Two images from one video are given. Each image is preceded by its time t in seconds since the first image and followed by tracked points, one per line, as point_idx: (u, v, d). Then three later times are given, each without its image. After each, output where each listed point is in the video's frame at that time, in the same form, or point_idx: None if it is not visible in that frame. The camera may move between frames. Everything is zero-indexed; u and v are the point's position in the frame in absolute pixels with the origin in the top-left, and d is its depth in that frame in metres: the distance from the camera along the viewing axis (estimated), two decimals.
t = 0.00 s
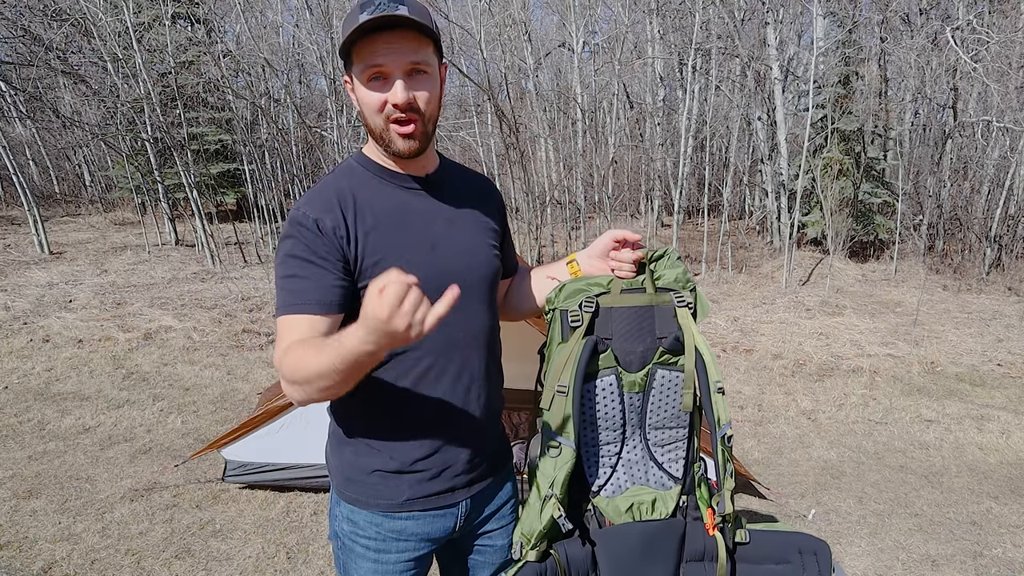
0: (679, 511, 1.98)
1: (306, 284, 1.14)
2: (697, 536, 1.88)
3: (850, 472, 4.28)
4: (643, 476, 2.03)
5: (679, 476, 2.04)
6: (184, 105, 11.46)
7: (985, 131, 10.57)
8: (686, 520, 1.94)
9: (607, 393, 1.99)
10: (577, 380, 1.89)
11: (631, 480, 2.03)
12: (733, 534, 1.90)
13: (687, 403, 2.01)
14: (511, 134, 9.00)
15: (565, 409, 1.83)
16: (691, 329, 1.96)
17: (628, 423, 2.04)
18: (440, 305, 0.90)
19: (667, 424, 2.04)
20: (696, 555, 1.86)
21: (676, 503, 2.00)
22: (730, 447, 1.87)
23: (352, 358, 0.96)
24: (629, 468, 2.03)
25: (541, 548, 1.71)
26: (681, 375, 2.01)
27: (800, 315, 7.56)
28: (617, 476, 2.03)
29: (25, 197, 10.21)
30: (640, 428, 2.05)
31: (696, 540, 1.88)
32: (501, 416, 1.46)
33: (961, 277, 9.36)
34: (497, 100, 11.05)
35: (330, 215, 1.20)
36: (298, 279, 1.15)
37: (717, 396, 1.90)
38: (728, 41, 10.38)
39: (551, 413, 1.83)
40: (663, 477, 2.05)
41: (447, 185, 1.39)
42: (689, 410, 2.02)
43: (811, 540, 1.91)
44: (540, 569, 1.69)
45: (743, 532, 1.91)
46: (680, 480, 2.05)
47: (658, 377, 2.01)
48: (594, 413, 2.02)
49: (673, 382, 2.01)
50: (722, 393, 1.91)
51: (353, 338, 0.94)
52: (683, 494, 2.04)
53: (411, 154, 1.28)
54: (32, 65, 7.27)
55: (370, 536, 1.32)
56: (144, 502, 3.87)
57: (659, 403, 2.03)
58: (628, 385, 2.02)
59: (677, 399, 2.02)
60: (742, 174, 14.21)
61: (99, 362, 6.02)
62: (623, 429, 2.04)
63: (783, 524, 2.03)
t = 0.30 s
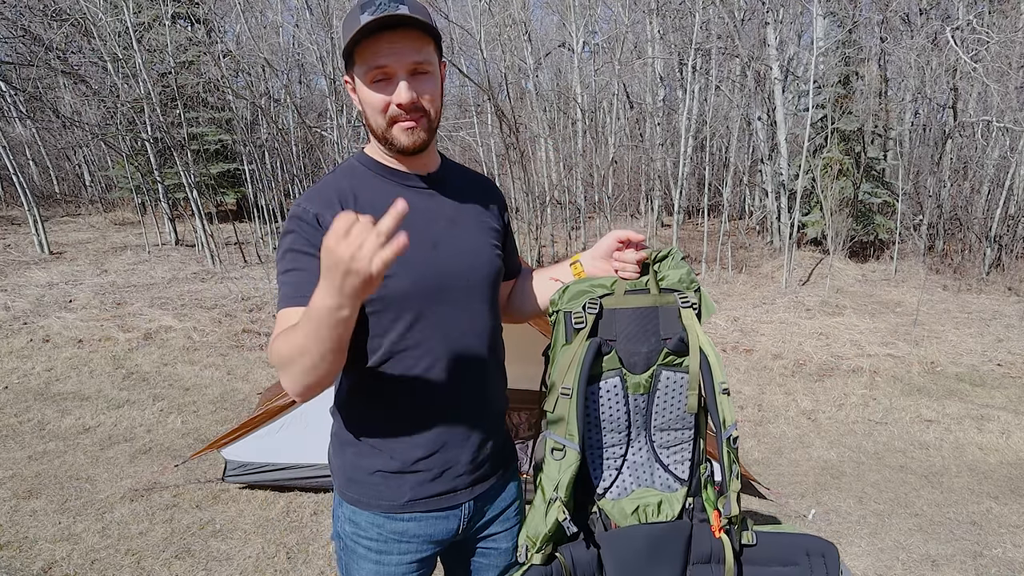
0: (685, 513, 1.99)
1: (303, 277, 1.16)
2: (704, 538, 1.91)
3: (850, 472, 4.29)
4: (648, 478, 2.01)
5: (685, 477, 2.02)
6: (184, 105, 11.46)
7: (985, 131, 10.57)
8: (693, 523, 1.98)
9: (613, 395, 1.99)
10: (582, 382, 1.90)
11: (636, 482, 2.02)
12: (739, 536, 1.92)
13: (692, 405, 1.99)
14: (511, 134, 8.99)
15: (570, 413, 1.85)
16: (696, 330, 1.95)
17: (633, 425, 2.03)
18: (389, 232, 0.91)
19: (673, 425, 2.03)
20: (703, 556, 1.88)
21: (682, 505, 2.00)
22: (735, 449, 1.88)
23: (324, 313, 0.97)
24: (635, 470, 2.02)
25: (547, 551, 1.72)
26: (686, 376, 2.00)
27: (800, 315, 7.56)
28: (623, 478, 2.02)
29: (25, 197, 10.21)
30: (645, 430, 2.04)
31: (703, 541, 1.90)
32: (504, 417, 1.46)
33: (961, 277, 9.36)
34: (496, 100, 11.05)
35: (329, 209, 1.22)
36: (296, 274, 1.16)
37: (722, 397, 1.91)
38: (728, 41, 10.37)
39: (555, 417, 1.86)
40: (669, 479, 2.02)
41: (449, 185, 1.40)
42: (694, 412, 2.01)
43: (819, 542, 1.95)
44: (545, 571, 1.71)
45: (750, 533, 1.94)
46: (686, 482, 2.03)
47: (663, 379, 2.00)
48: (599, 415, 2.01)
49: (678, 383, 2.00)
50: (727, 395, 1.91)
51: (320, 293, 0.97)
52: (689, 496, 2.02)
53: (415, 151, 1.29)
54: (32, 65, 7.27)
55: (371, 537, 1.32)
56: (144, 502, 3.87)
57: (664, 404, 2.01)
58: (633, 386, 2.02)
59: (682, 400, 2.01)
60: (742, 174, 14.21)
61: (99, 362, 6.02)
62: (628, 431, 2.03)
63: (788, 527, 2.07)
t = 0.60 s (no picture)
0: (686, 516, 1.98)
1: (303, 284, 1.15)
2: (705, 540, 1.89)
3: (849, 472, 4.29)
4: (648, 480, 2.02)
5: (686, 479, 2.03)
6: (184, 105, 11.47)
7: (985, 131, 10.58)
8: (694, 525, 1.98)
9: (613, 395, 1.99)
10: (582, 381, 1.90)
11: (636, 483, 2.02)
12: (741, 539, 1.89)
13: (692, 407, 2.00)
14: (510, 134, 9.00)
15: (569, 413, 1.85)
16: (697, 332, 1.95)
17: (634, 426, 2.04)
18: (424, 268, 0.93)
19: (673, 427, 2.04)
20: (704, 559, 1.87)
21: (683, 508, 2.00)
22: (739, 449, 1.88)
23: (344, 338, 0.96)
24: (635, 471, 2.03)
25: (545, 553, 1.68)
26: (686, 377, 2.01)
27: (799, 315, 7.56)
28: (622, 480, 2.02)
29: (25, 197, 10.22)
30: (645, 431, 2.05)
31: (704, 544, 1.88)
32: (504, 416, 1.46)
33: (961, 277, 9.36)
34: (496, 99, 11.05)
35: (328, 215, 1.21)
36: (294, 280, 1.15)
37: (723, 398, 1.91)
38: (728, 41, 10.38)
39: (554, 417, 1.86)
40: (669, 481, 2.03)
41: (448, 186, 1.40)
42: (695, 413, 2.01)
43: (821, 545, 1.89)
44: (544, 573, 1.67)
45: (750, 536, 1.90)
46: (686, 484, 2.04)
47: (664, 380, 2.00)
48: (599, 415, 2.01)
49: (679, 384, 2.01)
50: (729, 396, 1.91)
51: (340, 309, 0.96)
52: (689, 498, 2.02)
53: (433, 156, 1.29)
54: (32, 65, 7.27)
55: (370, 536, 1.32)
56: (144, 502, 3.87)
57: (665, 406, 2.02)
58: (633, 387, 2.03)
59: (682, 402, 2.02)
60: (742, 174, 14.22)
61: (100, 362, 6.02)
62: (628, 432, 2.04)
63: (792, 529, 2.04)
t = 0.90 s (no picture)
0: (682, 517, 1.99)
1: (307, 289, 1.15)
2: (700, 544, 1.89)
3: (849, 472, 4.29)
4: (645, 480, 2.03)
5: (683, 481, 2.03)
6: (184, 105, 11.47)
7: (986, 131, 10.59)
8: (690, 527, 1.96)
9: (609, 393, 2.00)
10: (575, 379, 1.92)
11: (633, 483, 2.03)
12: (736, 543, 1.90)
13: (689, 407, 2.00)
14: (510, 134, 9.01)
15: (562, 410, 1.85)
16: (695, 331, 1.96)
17: (631, 425, 2.05)
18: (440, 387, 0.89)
19: (670, 427, 2.05)
20: (699, 562, 1.87)
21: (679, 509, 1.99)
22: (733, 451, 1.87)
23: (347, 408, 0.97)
24: (632, 471, 2.04)
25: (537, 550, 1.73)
26: (684, 377, 2.02)
27: (800, 315, 7.56)
28: (619, 479, 2.04)
29: (25, 197, 10.22)
30: (643, 430, 2.06)
31: (699, 547, 1.89)
32: (501, 417, 1.46)
33: (961, 277, 9.36)
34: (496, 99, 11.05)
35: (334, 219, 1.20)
36: (297, 282, 1.15)
37: (721, 399, 1.90)
38: (728, 41, 10.37)
39: (548, 414, 1.85)
40: (666, 482, 2.03)
41: (449, 188, 1.40)
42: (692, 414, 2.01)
43: (819, 553, 1.89)
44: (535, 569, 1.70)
45: (747, 541, 1.91)
46: (684, 486, 2.03)
47: (662, 379, 2.02)
48: (594, 413, 2.02)
49: (677, 384, 2.02)
50: (727, 397, 1.90)
51: (351, 389, 0.95)
52: (687, 500, 2.02)
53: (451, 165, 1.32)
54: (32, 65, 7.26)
55: (366, 532, 1.32)
56: (144, 502, 3.87)
57: (662, 406, 2.03)
58: (631, 386, 2.03)
59: (680, 402, 2.03)
60: (742, 174, 14.22)
61: (100, 362, 6.02)
62: (625, 431, 2.05)
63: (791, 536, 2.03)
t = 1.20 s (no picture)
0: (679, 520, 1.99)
1: (307, 298, 1.16)
2: (696, 546, 1.91)
3: (849, 472, 4.29)
4: (643, 482, 2.02)
5: (681, 484, 2.02)
6: (184, 105, 11.47)
7: (986, 131, 10.59)
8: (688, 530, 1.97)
9: (608, 395, 1.99)
10: (575, 380, 1.91)
11: (631, 485, 2.03)
12: (734, 547, 1.91)
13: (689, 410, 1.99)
14: (510, 134, 9.01)
15: (561, 411, 1.84)
16: (695, 334, 1.97)
17: (629, 427, 2.04)
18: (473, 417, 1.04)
19: (670, 430, 2.03)
20: (696, 565, 1.89)
21: (677, 512, 1.99)
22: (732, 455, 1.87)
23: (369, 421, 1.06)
24: (630, 473, 2.03)
25: (534, 550, 1.70)
26: (683, 380, 2.01)
27: (800, 315, 7.56)
28: (616, 481, 2.03)
29: (25, 197, 10.22)
30: (641, 433, 2.05)
31: (696, 549, 1.90)
32: (502, 416, 1.46)
33: (961, 277, 9.35)
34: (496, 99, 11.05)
35: (331, 225, 1.20)
36: (295, 290, 1.16)
37: (720, 403, 1.90)
38: (728, 41, 10.37)
39: (547, 415, 1.85)
40: (664, 485, 2.02)
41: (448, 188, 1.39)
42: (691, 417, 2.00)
43: (817, 557, 1.92)
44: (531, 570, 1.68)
45: (745, 544, 1.93)
46: (682, 489, 2.03)
47: (661, 382, 2.00)
48: (593, 415, 2.01)
49: (676, 387, 2.01)
50: (726, 400, 1.90)
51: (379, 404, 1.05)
52: (685, 503, 2.01)
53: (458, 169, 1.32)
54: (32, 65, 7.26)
55: (367, 533, 1.32)
56: (144, 502, 3.87)
57: (661, 409, 2.02)
58: (630, 388, 2.02)
59: (679, 405, 2.01)
60: (742, 174, 14.22)
61: (100, 362, 6.02)
62: (623, 432, 2.04)
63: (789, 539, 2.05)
